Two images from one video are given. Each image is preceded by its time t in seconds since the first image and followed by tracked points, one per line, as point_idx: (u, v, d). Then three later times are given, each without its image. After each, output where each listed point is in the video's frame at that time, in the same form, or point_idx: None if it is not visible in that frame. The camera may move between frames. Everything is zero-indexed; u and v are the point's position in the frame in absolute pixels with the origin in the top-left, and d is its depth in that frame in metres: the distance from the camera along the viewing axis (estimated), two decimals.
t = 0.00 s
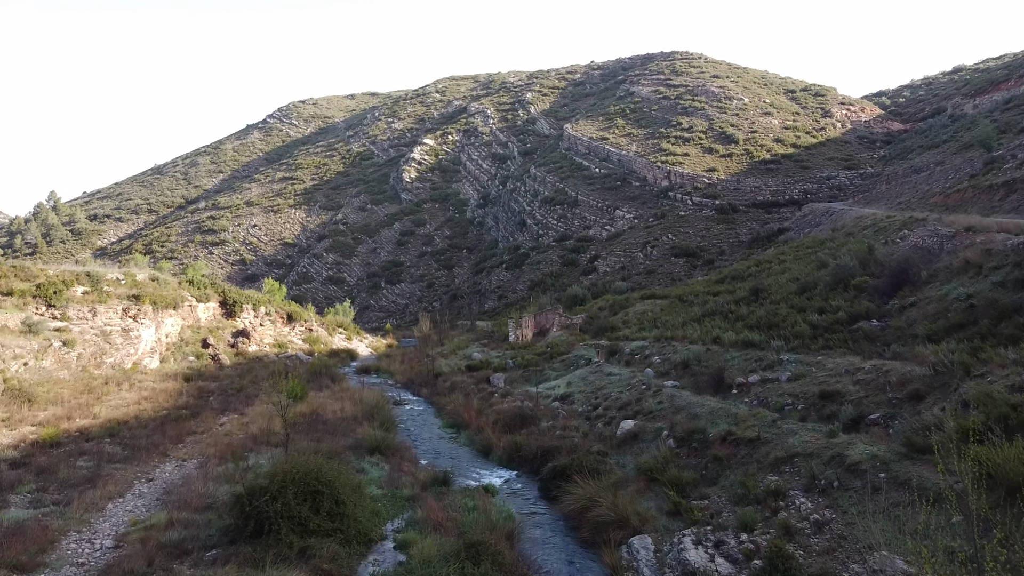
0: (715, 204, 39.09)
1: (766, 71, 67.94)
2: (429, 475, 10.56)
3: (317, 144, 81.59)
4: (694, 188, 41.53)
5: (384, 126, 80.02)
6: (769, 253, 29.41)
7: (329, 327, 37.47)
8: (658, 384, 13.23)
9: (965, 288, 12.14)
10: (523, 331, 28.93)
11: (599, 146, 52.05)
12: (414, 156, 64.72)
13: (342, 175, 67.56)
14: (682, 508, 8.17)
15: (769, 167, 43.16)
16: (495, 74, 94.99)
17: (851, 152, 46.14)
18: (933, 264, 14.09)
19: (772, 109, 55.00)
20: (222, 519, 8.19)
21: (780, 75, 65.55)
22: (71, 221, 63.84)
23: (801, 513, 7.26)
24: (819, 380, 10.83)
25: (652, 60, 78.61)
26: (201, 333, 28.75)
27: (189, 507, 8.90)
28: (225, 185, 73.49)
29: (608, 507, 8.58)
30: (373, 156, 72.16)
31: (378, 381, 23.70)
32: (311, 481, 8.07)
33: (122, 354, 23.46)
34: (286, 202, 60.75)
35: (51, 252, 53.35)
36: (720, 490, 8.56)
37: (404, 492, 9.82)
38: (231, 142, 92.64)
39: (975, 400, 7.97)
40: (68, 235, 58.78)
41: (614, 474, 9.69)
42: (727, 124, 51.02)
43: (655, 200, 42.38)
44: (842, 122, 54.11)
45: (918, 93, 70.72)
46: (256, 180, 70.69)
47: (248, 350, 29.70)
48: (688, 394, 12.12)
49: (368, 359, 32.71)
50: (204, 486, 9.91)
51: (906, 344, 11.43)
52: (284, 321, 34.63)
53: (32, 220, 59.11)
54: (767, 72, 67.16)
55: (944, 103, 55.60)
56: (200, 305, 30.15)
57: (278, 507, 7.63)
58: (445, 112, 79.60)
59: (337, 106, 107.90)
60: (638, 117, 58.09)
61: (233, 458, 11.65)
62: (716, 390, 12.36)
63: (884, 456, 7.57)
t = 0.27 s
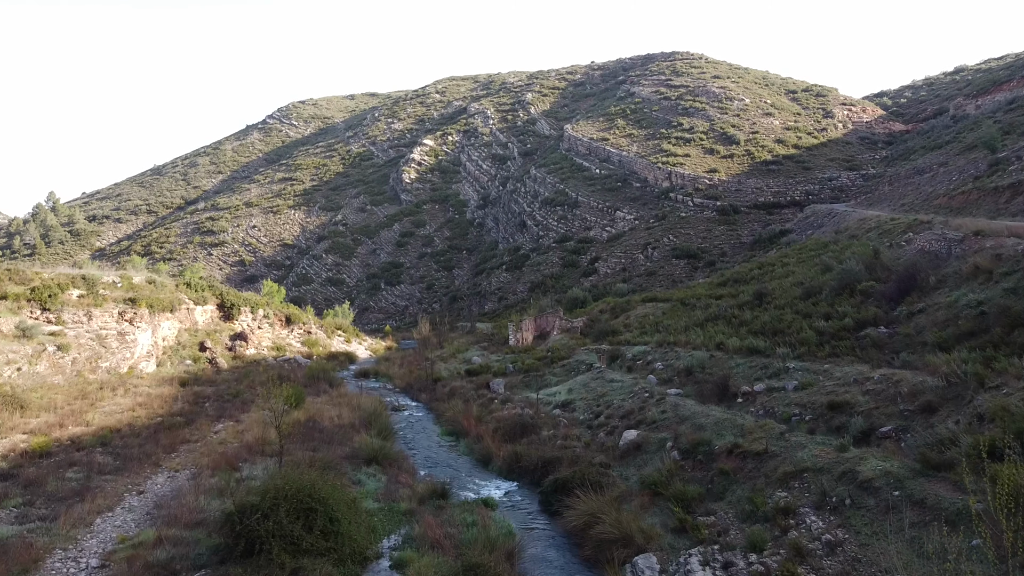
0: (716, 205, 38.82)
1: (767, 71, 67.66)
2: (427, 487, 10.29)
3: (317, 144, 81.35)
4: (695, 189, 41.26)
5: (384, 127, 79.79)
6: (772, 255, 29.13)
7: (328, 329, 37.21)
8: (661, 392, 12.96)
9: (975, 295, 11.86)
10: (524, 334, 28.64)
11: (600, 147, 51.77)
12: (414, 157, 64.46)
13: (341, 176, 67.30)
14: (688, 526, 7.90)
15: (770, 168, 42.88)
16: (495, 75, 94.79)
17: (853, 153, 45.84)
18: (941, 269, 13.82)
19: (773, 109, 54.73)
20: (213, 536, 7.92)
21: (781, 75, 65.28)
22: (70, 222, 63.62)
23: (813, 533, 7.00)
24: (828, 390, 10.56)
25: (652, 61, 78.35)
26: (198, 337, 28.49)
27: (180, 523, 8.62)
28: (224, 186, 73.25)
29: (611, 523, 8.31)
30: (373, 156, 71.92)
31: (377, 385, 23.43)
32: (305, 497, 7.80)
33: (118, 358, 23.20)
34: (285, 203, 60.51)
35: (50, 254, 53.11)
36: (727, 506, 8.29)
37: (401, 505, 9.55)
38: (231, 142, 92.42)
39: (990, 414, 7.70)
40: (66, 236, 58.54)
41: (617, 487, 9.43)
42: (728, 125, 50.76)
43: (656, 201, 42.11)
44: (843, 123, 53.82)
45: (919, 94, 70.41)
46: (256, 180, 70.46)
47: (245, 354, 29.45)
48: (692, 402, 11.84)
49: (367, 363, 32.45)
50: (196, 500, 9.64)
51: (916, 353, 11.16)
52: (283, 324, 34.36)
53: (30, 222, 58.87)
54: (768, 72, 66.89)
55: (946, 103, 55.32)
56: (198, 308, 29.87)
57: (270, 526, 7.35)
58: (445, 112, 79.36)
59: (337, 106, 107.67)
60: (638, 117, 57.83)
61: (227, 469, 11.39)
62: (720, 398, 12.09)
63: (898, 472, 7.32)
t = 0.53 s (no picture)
0: (717, 206, 38.55)
1: (768, 71, 67.37)
2: (425, 500, 10.01)
3: (317, 145, 81.10)
4: (696, 190, 40.99)
5: (383, 128, 79.55)
6: (774, 257, 28.87)
7: (327, 331, 36.95)
8: (664, 400, 12.69)
9: (985, 301, 11.58)
10: (524, 337, 28.38)
11: (600, 147, 51.52)
12: (414, 158, 64.19)
13: (341, 176, 67.03)
14: (696, 544, 7.63)
15: (772, 169, 42.59)
16: (495, 75, 94.58)
17: (855, 154, 45.56)
18: (950, 275, 13.54)
19: (774, 109, 54.48)
20: (203, 557, 7.63)
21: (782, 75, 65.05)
22: (69, 223, 63.37)
23: (825, 554, 6.75)
24: (836, 401, 10.27)
25: (653, 61, 78.13)
26: (196, 340, 28.21)
27: (170, 541, 8.35)
28: (223, 187, 73.00)
29: (615, 541, 8.06)
30: (372, 157, 71.68)
31: (375, 390, 23.15)
32: (299, 515, 7.51)
33: (113, 362, 22.94)
34: (285, 204, 60.27)
35: (48, 255, 52.88)
36: (734, 523, 8.02)
37: (398, 520, 9.29)
38: (230, 143, 92.20)
39: (1009, 429, 7.40)
40: (65, 237, 58.30)
41: (620, 502, 9.15)
42: (729, 125, 50.48)
43: (657, 202, 41.83)
44: (844, 123, 53.56)
45: (921, 94, 70.11)
46: (255, 181, 70.24)
47: (243, 357, 29.17)
48: (697, 412, 11.55)
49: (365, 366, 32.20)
50: (187, 514, 9.36)
51: (926, 362, 10.88)
52: (281, 326, 34.09)
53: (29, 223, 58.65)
54: (769, 72, 66.59)
55: (948, 104, 55.05)
56: (195, 311, 29.57)
57: (262, 548, 7.08)
58: (445, 113, 79.11)
59: (336, 107, 107.48)
60: (638, 118, 57.62)
61: (220, 481, 11.11)
62: (725, 408, 11.82)
63: (913, 490, 7.05)
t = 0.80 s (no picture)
0: (719, 207, 38.26)
1: (769, 71, 67.01)
2: (423, 515, 9.69)
3: (316, 146, 80.82)
4: (698, 191, 40.68)
5: (383, 128, 79.27)
6: (777, 260, 28.57)
7: (326, 334, 36.64)
8: (668, 409, 12.38)
9: (999, 308, 11.25)
10: (524, 341, 28.07)
11: (601, 148, 51.23)
12: (414, 159, 63.88)
13: (340, 177, 66.73)
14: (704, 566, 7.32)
15: (774, 170, 42.29)
16: (495, 76, 94.32)
17: (857, 155, 45.26)
18: (960, 280, 13.21)
19: (776, 110, 54.21)
20: None
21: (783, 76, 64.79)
22: (68, 224, 63.12)
23: None
24: (847, 413, 9.95)
25: (654, 61, 77.88)
26: (192, 344, 27.90)
27: (157, 561, 8.03)
28: (223, 188, 72.75)
29: (620, 563, 7.75)
30: (372, 158, 71.42)
31: (374, 395, 22.84)
32: (291, 537, 7.19)
33: (108, 367, 22.64)
34: (284, 205, 59.98)
35: (46, 256, 52.63)
36: (744, 542, 7.71)
37: (395, 537, 8.97)
38: (230, 143, 91.92)
39: None
40: (64, 238, 58.04)
41: (625, 519, 8.84)
42: (730, 126, 50.18)
43: (658, 203, 41.53)
44: (846, 124, 53.26)
45: (923, 94, 69.73)
46: (254, 182, 69.97)
47: (240, 361, 28.87)
48: (702, 423, 11.23)
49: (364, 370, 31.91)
50: (176, 531, 9.05)
51: (938, 372, 10.56)
52: (279, 329, 33.78)
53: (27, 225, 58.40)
54: (770, 73, 66.24)
55: (950, 104, 54.77)
56: (192, 314, 29.24)
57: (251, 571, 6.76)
58: (445, 113, 78.83)
59: (336, 108, 107.23)
60: (639, 118, 57.35)
61: (212, 494, 10.81)
62: (731, 418, 11.51)
63: (931, 511, 6.74)
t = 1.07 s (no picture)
0: (720, 208, 38.00)
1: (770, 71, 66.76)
2: (421, 526, 9.42)
3: (316, 146, 80.57)
4: (699, 192, 40.42)
5: (383, 128, 79.03)
6: (780, 261, 28.31)
7: (325, 336, 36.36)
8: (672, 415, 12.11)
9: (1010, 311, 10.98)
10: (525, 342, 27.79)
11: (601, 148, 50.98)
12: (414, 159, 63.63)
13: (340, 177, 66.48)
14: None
15: (775, 170, 42.03)
16: (496, 76, 94.11)
17: (859, 155, 45.00)
18: (970, 283, 12.93)
19: (777, 110, 53.97)
20: None
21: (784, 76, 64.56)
22: (67, 224, 62.85)
23: None
24: (856, 419, 9.68)
25: (654, 61, 77.66)
26: (190, 346, 27.62)
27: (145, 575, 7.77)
28: (222, 188, 72.49)
29: None
30: (372, 158, 71.17)
31: (372, 398, 22.57)
32: (282, 551, 6.92)
33: (103, 370, 22.37)
34: (284, 205, 59.71)
35: (45, 256, 52.38)
36: (753, 556, 7.45)
37: (392, 548, 8.71)
38: (230, 143, 91.66)
39: None
40: (63, 238, 57.77)
41: (629, 530, 8.58)
42: (731, 126, 49.93)
43: (659, 204, 41.27)
44: (848, 124, 53.01)
45: (924, 94, 69.47)
46: (254, 182, 69.71)
47: (238, 363, 28.60)
48: (706, 429, 10.95)
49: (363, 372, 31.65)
50: (165, 542, 8.78)
51: (949, 377, 10.28)
52: (278, 331, 33.50)
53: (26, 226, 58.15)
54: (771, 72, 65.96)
55: (952, 104, 54.53)
56: (190, 316, 28.95)
57: None
58: (445, 113, 78.61)
59: (336, 108, 106.98)
60: (640, 118, 57.12)
61: (204, 502, 10.54)
62: (737, 424, 11.25)
63: (948, 525, 6.46)
